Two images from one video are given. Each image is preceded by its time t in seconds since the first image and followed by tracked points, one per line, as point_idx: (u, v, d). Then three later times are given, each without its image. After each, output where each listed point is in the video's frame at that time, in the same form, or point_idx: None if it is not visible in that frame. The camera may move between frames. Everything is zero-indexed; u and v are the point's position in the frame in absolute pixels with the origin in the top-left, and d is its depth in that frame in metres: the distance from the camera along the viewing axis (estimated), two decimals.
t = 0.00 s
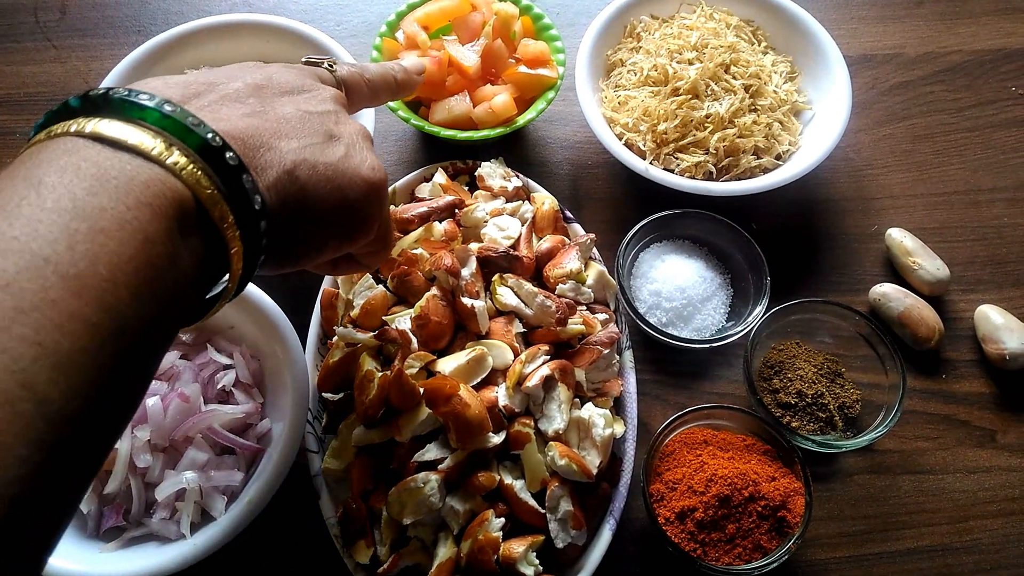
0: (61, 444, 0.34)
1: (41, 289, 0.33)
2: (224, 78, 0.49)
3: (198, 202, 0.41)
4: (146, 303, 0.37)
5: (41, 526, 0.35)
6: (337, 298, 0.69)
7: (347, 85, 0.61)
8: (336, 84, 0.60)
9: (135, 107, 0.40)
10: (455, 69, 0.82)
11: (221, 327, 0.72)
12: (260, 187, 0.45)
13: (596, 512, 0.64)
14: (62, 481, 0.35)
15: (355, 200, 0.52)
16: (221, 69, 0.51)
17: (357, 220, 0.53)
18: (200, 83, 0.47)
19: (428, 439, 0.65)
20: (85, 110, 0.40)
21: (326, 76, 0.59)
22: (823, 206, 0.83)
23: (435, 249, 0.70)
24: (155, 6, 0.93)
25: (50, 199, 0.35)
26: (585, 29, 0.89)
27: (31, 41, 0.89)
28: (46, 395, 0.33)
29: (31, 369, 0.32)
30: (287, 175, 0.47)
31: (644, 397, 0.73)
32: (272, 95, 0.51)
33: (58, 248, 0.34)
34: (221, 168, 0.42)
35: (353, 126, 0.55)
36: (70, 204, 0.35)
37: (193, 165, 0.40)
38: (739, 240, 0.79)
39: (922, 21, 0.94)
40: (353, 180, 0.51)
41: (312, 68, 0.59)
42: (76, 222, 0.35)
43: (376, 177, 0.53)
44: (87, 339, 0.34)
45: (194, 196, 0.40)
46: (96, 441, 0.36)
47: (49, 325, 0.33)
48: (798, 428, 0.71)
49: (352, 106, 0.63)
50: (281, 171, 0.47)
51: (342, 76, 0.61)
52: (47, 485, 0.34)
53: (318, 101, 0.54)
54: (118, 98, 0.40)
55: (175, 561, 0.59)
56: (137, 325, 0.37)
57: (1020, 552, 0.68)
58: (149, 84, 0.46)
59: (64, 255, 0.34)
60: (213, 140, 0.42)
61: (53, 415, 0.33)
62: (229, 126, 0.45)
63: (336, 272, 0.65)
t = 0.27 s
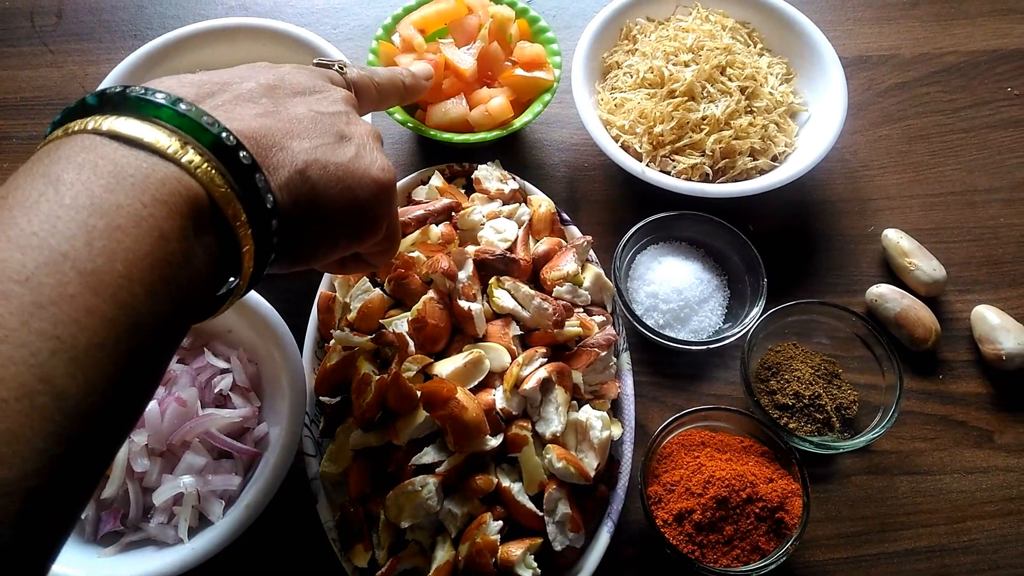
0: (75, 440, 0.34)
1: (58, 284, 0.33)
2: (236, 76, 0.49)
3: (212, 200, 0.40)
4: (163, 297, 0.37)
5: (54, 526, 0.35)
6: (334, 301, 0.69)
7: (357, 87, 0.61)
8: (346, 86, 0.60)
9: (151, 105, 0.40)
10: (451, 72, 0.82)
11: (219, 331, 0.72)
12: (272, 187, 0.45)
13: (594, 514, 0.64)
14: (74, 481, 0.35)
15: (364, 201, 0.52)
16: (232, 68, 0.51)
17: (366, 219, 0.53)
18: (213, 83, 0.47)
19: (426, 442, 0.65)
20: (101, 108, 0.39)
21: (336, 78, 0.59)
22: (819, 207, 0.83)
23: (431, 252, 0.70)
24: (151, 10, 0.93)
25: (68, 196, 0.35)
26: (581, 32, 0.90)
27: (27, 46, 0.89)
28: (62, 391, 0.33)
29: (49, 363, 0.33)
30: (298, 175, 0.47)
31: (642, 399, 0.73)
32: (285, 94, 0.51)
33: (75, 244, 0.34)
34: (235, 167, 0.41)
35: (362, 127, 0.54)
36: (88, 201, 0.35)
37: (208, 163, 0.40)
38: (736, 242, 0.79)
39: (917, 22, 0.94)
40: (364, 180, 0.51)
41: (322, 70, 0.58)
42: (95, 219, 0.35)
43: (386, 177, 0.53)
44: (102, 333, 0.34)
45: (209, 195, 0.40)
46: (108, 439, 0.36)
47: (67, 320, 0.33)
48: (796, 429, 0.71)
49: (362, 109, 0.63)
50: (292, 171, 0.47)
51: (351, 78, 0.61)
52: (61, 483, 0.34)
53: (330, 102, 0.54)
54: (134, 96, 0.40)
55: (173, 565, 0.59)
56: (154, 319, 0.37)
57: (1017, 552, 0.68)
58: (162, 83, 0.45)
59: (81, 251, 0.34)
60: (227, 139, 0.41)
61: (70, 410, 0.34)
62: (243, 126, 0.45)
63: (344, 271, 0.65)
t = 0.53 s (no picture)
0: (72, 455, 0.34)
1: (55, 300, 0.33)
2: (236, 87, 0.49)
3: (209, 212, 0.40)
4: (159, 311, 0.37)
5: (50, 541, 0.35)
6: (332, 308, 0.69)
7: (355, 100, 0.62)
8: (347, 98, 0.60)
9: (148, 117, 0.39)
10: (449, 78, 0.82)
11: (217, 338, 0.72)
12: (270, 198, 0.45)
13: (593, 520, 0.64)
14: (70, 496, 0.35)
15: (364, 211, 0.52)
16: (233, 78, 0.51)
17: (367, 230, 0.53)
18: (211, 93, 0.47)
19: (425, 448, 0.65)
20: (97, 119, 0.39)
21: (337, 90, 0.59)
22: (816, 212, 0.83)
23: (430, 258, 0.70)
24: (148, 15, 0.93)
25: (65, 210, 0.35)
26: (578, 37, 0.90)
27: (24, 51, 0.89)
28: (59, 408, 0.33)
29: (45, 381, 0.33)
30: (297, 185, 0.47)
31: (640, 404, 0.73)
32: (283, 105, 0.51)
33: (71, 260, 0.34)
34: (233, 178, 0.41)
35: (361, 137, 0.55)
36: (85, 214, 0.35)
37: (206, 175, 0.40)
38: (734, 247, 0.80)
39: (913, 27, 0.94)
40: (363, 190, 0.51)
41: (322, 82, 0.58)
42: (92, 233, 0.35)
43: (386, 187, 0.53)
44: (99, 349, 0.34)
45: (206, 206, 0.40)
46: (105, 454, 0.36)
47: (63, 337, 0.33)
48: (794, 435, 0.71)
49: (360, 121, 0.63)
50: (291, 181, 0.47)
51: (350, 91, 0.61)
52: (57, 499, 0.34)
53: (329, 112, 0.54)
54: (131, 107, 0.40)
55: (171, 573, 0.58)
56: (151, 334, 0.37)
57: (1015, 557, 0.68)
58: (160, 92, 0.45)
59: (78, 267, 0.34)
60: (225, 150, 0.41)
61: (66, 426, 0.34)
62: (241, 135, 0.45)
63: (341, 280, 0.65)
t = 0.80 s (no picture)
0: (71, 455, 0.34)
1: (54, 298, 0.33)
2: (235, 89, 0.49)
3: (207, 214, 0.40)
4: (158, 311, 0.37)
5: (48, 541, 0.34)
6: (329, 307, 0.69)
7: (353, 105, 0.61)
8: (344, 103, 0.59)
9: (147, 119, 0.39)
10: (447, 76, 0.82)
11: (213, 336, 0.71)
12: (268, 201, 0.45)
13: (589, 521, 0.64)
14: (69, 496, 0.34)
15: (361, 213, 0.51)
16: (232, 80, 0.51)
17: (365, 233, 0.53)
18: (209, 95, 0.47)
19: (421, 449, 0.65)
20: (95, 122, 0.39)
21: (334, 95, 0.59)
22: (815, 213, 0.83)
23: (427, 258, 0.70)
24: (145, 12, 0.93)
25: (64, 211, 0.35)
26: (577, 36, 0.90)
27: (20, 47, 0.88)
28: (58, 407, 0.33)
29: (45, 380, 0.32)
30: (295, 187, 0.47)
31: (637, 404, 0.73)
32: (280, 107, 0.51)
33: (71, 259, 0.34)
34: (231, 180, 0.41)
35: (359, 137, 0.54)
36: (84, 215, 0.35)
37: (204, 177, 0.40)
38: (732, 249, 0.79)
39: (912, 28, 0.94)
40: (361, 192, 0.51)
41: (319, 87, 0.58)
42: (92, 234, 0.35)
43: (383, 189, 0.53)
44: (99, 348, 0.34)
45: (204, 208, 0.40)
46: (103, 453, 0.36)
47: (63, 336, 0.33)
48: (791, 436, 0.71)
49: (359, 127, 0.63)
50: (288, 184, 0.47)
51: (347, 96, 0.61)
52: (56, 498, 0.34)
53: (326, 114, 0.54)
54: (130, 110, 0.39)
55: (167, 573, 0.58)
56: (150, 334, 0.37)
57: (1010, 558, 0.68)
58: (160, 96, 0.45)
59: (77, 266, 0.34)
60: (223, 152, 0.41)
61: (65, 426, 0.33)
62: (238, 138, 0.45)
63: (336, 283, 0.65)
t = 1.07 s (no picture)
0: (59, 452, 0.34)
1: (40, 295, 0.33)
2: (226, 87, 0.49)
3: (195, 211, 0.40)
4: (145, 310, 0.37)
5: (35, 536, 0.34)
6: (325, 304, 0.69)
7: (348, 103, 0.61)
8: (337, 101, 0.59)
9: (135, 116, 0.39)
10: (443, 75, 0.82)
11: (208, 334, 0.71)
12: (257, 196, 0.45)
13: (587, 517, 0.64)
14: (57, 493, 0.34)
15: (352, 209, 0.52)
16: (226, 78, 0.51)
17: (356, 228, 0.53)
18: (200, 93, 0.47)
19: (417, 446, 0.65)
20: (85, 120, 0.39)
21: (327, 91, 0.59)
22: (811, 212, 0.83)
23: (423, 255, 0.70)
24: (141, 10, 0.92)
25: (51, 209, 0.35)
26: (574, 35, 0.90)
27: (16, 45, 0.88)
28: (44, 403, 0.33)
29: (33, 376, 0.33)
30: (284, 183, 0.47)
31: (634, 403, 0.73)
32: (271, 104, 0.51)
33: (58, 256, 0.34)
34: (219, 177, 0.41)
35: (350, 134, 0.54)
36: (71, 213, 0.35)
37: (192, 173, 0.40)
38: (728, 247, 0.80)
39: (908, 27, 0.95)
40: (351, 188, 0.51)
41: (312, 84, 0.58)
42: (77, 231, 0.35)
43: (375, 184, 0.53)
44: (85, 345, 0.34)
45: (192, 205, 0.40)
46: (92, 449, 0.36)
47: (49, 332, 0.33)
48: (787, 434, 0.71)
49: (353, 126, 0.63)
50: (278, 179, 0.47)
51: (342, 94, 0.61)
52: (44, 494, 0.34)
53: (317, 111, 0.53)
54: (119, 107, 0.40)
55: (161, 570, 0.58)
56: (136, 333, 0.37)
57: (1006, 557, 0.68)
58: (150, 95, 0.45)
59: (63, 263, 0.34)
60: (211, 148, 0.41)
61: (52, 421, 0.33)
62: (228, 135, 0.45)
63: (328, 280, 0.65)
